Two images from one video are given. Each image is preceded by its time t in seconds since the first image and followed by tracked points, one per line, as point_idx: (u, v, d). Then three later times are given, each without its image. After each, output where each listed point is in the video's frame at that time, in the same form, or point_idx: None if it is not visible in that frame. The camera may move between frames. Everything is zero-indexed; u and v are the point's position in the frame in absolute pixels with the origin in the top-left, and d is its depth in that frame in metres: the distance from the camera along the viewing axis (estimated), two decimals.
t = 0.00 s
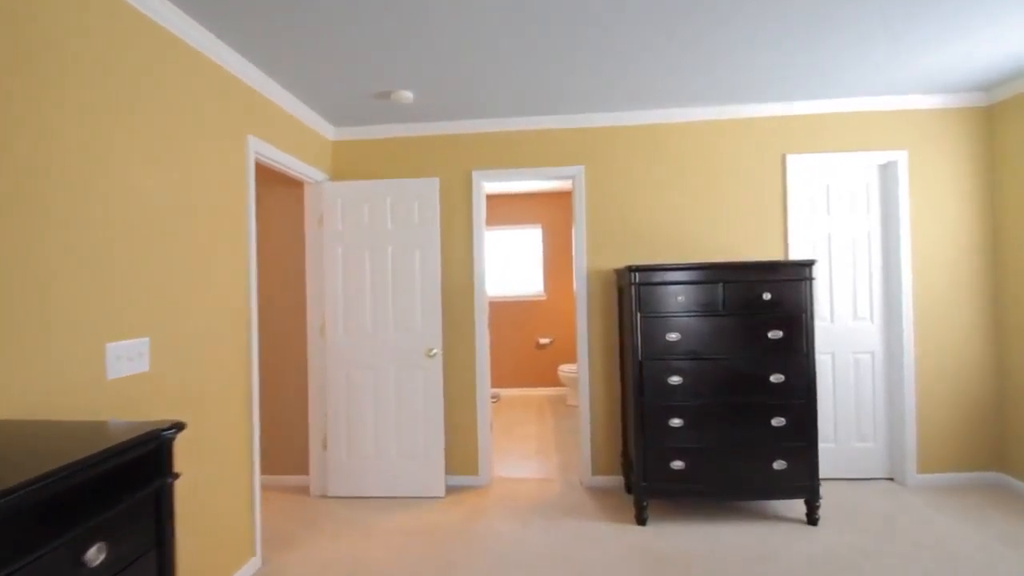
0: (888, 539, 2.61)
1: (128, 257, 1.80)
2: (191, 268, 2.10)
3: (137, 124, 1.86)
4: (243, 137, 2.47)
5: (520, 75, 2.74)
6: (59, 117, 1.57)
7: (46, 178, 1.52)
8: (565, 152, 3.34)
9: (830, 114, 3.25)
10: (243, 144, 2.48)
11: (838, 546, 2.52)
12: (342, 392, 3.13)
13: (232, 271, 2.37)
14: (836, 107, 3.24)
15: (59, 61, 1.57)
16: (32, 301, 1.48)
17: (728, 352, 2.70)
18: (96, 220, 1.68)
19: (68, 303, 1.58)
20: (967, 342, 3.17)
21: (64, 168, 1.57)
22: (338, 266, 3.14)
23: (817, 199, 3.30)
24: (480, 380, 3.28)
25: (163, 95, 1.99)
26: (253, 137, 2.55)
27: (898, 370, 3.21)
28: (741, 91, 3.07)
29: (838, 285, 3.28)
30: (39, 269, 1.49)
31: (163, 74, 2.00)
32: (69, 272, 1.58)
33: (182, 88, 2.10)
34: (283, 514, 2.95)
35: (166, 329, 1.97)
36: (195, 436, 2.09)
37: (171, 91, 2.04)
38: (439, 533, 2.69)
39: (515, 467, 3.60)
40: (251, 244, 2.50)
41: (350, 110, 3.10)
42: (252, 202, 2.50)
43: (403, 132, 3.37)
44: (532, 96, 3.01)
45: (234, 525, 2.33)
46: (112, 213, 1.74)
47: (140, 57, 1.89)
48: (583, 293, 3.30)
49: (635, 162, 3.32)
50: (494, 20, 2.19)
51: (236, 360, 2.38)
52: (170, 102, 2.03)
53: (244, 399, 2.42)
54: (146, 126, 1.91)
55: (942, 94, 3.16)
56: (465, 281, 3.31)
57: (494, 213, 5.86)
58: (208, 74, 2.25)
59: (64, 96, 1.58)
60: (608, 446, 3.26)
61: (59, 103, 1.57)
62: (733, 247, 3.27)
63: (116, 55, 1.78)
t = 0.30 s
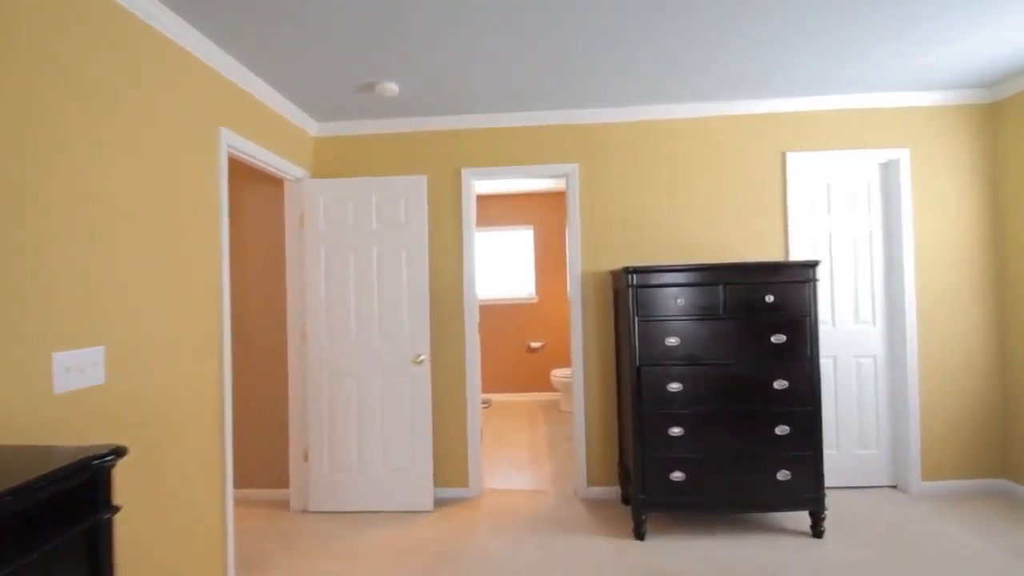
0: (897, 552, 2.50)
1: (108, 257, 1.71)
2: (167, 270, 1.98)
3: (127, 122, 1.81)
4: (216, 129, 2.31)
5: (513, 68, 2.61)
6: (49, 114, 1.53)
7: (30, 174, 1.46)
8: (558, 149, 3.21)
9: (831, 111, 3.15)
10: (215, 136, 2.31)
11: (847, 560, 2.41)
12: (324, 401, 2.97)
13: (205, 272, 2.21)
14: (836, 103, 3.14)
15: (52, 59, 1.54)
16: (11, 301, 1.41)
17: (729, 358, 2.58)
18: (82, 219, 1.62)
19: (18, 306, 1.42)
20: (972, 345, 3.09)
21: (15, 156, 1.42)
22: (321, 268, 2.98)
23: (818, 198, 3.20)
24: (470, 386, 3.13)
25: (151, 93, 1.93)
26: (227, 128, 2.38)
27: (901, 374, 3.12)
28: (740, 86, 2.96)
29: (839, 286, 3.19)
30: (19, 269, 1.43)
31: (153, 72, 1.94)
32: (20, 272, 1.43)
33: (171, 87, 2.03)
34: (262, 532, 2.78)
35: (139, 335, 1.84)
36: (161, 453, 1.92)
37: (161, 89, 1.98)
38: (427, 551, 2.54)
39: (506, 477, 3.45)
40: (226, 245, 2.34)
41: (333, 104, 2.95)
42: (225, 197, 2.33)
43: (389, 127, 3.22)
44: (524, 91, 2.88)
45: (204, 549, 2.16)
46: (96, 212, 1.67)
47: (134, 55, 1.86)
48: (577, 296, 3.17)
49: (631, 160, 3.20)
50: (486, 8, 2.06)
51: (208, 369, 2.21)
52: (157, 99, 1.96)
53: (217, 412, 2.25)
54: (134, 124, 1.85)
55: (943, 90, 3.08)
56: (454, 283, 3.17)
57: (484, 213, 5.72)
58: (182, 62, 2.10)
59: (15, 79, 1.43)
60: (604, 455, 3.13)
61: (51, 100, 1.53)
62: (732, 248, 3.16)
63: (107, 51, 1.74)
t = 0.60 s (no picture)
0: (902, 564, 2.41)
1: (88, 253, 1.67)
2: (140, 267, 1.89)
3: (126, 123, 1.84)
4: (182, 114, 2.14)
5: (504, 58, 2.48)
6: (29, 102, 1.49)
7: None
8: (551, 144, 3.09)
9: (831, 107, 3.06)
10: (182, 122, 2.14)
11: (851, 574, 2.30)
12: (303, 407, 2.81)
13: (169, 268, 2.04)
14: (836, 99, 3.06)
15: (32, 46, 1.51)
16: None
17: (729, 361, 2.47)
18: (61, 210, 1.58)
19: None
20: (973, 349, 3.01)
21: None
22: (300, 266, 2.82)
23: (818, 196, 3.11)
24: (458, 391, 2.99)
25: (147, 95, 1.94)
26: (193, 113, 2.20)
27: (902, 377, 3.03)
28: (739, 81, 2.86)
29: (839, 287, 3.10)
30: None
31: (113, 52, 1.79)
32: None
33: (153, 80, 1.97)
34: (234, 547, 2.61)
35: (105, 334, 1.74)
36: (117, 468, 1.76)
37: (156, 91, 1.99)
38: (411, 567, 2.39)
39: (495, 485, 3.31)
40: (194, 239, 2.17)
41: (314, 93, 2.79)
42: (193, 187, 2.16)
43: (374, 119, 3.07)
44: (516, 82, 2.75)
45: (163, 570, 1.99)
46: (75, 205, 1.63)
47: (108, 40, 1.77)
48: (570, 296, 3.04)
49: (626, 155, 3.08)
50: None
51: (173, 374, 2.05)
52: (151, 100, 1.96)
53: (180, 421, 2.08)
54: (132, 125, 1.87)
55: (944, 88, 3.01)
56: (442, 283, 3.03)
57: (473, 211, 5.58)
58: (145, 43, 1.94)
59: None
60: (597, 463, 3.00)
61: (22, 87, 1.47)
62: (730, 247, 3.06)
63: (107, 51, 1.76)
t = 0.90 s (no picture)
0: None
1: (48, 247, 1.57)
2: (94, 263, 1.73)
3: (81, 106, 1.68)
4: (142, 96, 1.95)
5: (495, 46, 2.34)
6: (13, 96, 1.47)
7: None
8: (544, 138, 2.95)
9: (833, 104, 2.96)
10: (144, 105, 1.97)
11: None
12: (278, 413, 2.64)
13: (126, 265, 1.87)
14: (838, 96, 2.96)
15: (12, 34, 1.46)
16: None
17: (730, 368, 2.35)
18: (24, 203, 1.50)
19: None
20: (975, 355, 2.93)
21: None
22: (277, 264, 2.65)
23: (818, 196, 3.01)
24: (443, 397, 2.84)
25: (114, 79, 1.82)
26: (154, 95, 2.02)
27: (903, 384, 2.94)
28: (739, 76, 2.75)
29: (839, 291, 3.01)
30: None
31: (64, 27, 1.63)
32: None
33: (112, 60, 1.81)
34: (201, 564, 2.43)
35: (50, 337, 1.57)
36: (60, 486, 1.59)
37: (115, 71, 1.83)
38: None
39: (482, 496, 3.17)
40: (155, 234, 1.99)
41: (292, 80, 2.63)
42: (154, 176, 1.98)
43: (357, 109, 2.91)
44: (507, 72, 2.61)
45: None
46: (32, 198, 1.52)
47: (59, 14, 1.61)
48: (562, 298, 2.91)
49: (622, 151, 2.96)
50: None
51: (130, 381, 1.88)
52: (119, 86, 1.84)
53: (139, 432, 1.90)
54: (88, 107, 1.71)
55: (946, 86, 2.93)
56: (427, 283, 2.87)
57: (462, 209, 5.43)
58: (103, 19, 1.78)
59: None
60: (589, 473, 2.87)
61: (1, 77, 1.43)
62: (729, 249, 2.94)
63: (59, 26, 1.61)
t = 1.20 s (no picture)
0: None
1: None
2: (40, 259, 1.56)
3: (29, 86, 1.52)
4: (101, 76, 1.78)
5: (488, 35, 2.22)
6: None
7: None
8: (537, 134, 2.83)
9: (835, 103, 2.88)
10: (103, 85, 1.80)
11: None
12: (253, 421, 2.48)
13: (81, 262, 1.70)
14: (841, 95, 2.88)
15: None
16: None
17: (731, 376, 2.24)
18: None
19: None
20: (976, 363, 2.86)
21: None
22: (254, 262, 2.50)
23: (819, 196, 2.94)
24: (429, 403, 2.70)
25: (70, 58, 1.65)
26: (116, 76, 1.84)
27: (903, 392, 2.87)
28: (741, 73, 2.65)
29: (840, 295, 2.93)
30: None
31: None
32: None
33: (68, 37, 1.65)
34: None
35: None
36: None
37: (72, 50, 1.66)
38: None
39: (469, 506, 3.03)
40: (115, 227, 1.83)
41: (271, 67, 2.48)
42: (114, 165, 1.81)
43: (341, 101, 2.77)
44: (500, 64, 2.48)
45: None
46: None
47: None
48: (556, 300, 2.78)
49: (618, 149, 2.85)
50: None
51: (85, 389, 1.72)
52: (76, 66, 1.68)
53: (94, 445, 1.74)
54: (38, 88, 1.55)
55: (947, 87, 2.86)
56: (414, 283, 2.73)
57: (453, 209, 5.29)
58: None
59: None
60: (582, 483, 2.74)
61: None
62: (727, 251, 2.84)
63: None
